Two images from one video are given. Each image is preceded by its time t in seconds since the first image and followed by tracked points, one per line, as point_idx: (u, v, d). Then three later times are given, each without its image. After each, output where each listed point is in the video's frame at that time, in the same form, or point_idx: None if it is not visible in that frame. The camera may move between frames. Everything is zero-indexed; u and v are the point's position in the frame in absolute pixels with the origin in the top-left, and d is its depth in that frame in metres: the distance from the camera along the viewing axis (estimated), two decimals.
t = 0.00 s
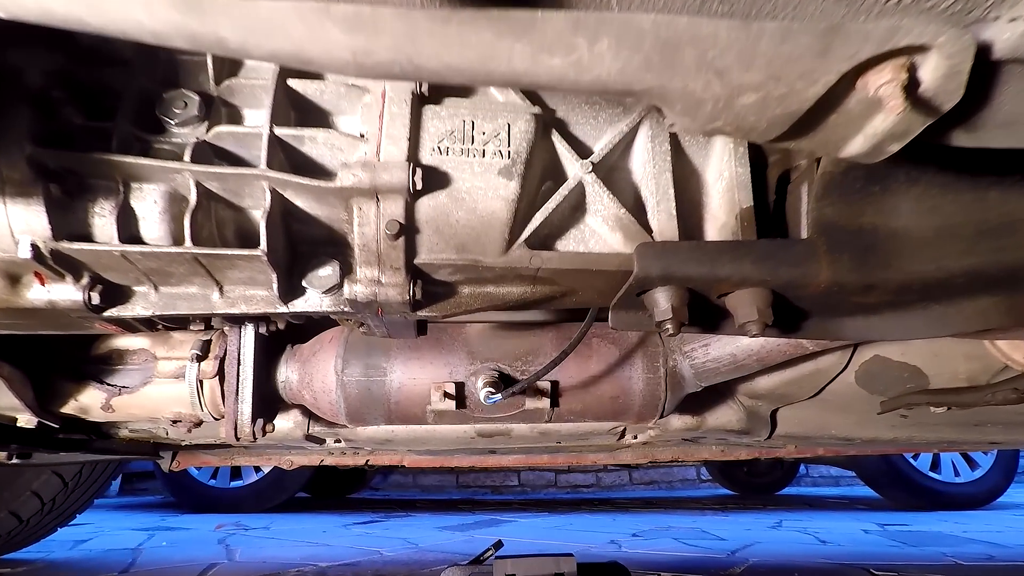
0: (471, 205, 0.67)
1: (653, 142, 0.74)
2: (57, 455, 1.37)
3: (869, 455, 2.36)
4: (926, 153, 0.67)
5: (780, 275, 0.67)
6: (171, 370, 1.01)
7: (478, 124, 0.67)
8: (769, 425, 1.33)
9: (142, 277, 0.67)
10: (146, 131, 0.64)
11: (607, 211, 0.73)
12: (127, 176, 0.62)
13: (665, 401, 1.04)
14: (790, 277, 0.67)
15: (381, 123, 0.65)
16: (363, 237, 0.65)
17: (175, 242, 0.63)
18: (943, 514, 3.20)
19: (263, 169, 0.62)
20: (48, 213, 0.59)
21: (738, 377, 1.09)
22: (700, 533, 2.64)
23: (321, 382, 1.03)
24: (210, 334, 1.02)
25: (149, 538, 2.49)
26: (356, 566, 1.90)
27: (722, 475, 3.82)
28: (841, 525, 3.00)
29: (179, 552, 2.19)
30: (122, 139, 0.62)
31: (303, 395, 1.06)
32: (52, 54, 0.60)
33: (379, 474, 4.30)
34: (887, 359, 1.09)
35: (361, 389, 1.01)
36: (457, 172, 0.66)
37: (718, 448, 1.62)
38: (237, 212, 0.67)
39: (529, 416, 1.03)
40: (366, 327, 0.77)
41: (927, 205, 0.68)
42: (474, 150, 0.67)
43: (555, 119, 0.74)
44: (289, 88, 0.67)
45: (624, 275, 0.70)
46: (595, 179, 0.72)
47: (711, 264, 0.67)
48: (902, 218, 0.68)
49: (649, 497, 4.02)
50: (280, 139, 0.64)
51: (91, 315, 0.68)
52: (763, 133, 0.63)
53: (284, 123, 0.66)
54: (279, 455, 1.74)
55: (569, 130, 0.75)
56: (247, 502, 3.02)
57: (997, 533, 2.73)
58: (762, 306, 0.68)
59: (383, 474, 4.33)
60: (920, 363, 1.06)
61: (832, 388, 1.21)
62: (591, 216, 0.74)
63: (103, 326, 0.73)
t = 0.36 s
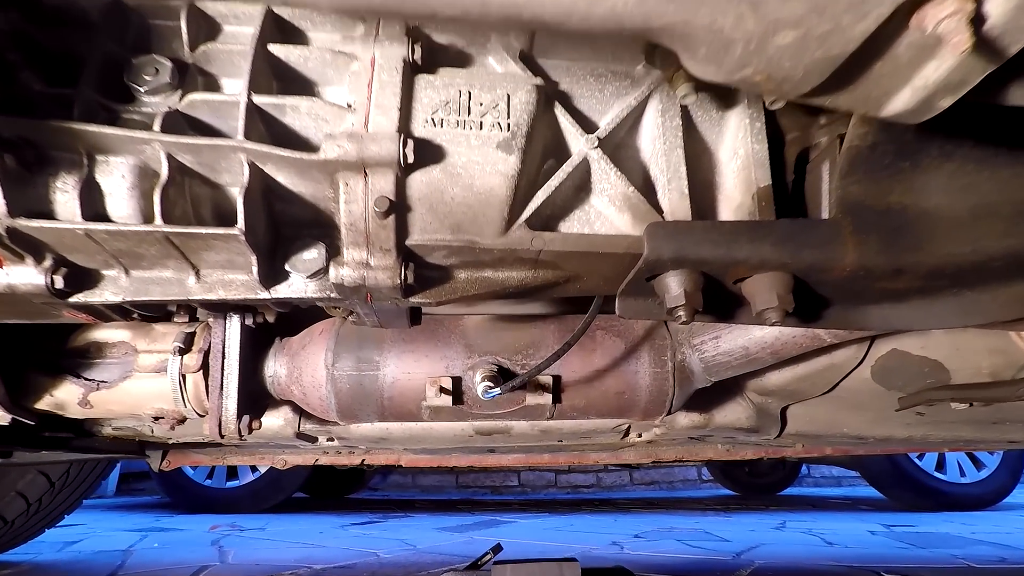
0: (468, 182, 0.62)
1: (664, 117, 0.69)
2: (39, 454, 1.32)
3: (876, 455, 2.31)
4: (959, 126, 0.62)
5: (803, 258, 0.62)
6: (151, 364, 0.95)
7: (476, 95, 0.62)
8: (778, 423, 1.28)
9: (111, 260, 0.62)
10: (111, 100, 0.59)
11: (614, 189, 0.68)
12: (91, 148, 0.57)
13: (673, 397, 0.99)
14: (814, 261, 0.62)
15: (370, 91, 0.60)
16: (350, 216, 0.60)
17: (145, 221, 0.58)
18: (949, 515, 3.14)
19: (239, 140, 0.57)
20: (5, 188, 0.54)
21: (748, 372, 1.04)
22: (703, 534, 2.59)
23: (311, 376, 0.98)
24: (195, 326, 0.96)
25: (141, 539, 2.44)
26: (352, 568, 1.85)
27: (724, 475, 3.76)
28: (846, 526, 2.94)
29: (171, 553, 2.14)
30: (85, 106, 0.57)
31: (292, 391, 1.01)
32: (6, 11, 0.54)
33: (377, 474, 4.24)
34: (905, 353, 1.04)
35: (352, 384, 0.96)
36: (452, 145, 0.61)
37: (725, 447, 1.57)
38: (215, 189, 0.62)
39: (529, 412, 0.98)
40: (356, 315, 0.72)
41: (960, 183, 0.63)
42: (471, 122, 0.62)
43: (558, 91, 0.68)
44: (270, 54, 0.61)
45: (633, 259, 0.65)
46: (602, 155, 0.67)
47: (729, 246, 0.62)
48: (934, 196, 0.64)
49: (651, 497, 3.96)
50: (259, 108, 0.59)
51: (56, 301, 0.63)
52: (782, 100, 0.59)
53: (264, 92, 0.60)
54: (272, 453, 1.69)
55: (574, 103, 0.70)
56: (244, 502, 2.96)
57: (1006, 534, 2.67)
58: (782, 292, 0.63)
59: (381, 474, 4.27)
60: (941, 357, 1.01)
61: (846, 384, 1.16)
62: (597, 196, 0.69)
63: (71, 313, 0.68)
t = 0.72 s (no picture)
0: (463, 155, 0.57)
1: (675, 89, 0.64)
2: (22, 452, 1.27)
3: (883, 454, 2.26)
4: (1001, 96, 0.57)
5: (831, 238, 0.57)
6: (131, 357, 0.90)
7: (472, 61, 0.58)
8: (788, 421, 1.23)
9: (75, 239, 0.57)
10: (73, 64, 0.54)
11: (623, 165, 0.63)
12: (49, 114, 0.52)
13: (681, 392, 0.93)
14: (841, 241, 0.57)
15: (357, 56, 0.55)
16: (335, 190, 0.55)
17: (111, 194, 0.53)
18: (954, 516, 3.06)
19: (211, 105, 0.52)
20: None
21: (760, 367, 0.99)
22: (706, 535, 2.54)
23: (300, 370, 0.93)
24: (178, 319, 0.92)
25: (134, 540, 2.39)
26: (348, 569, 1.80)
27: (725, 475, 3.71)
28: (852, 527, 2.89)
29: (162, 555, 2.09)
30: (42, 68, 0.52)
31: (280, 386, 0.96)
32: None
33: (377, 474, 4.19)
34: (926, 347, 0.99)
35: (343, 378, 0.91)
36: (446, 114, 0.57)
37: (732, 445, 1.53)
38: (189, 163, 0.57)
39: (530, 409, 0.93)
40: (345, 301, 0.67)
41: (999, 157, 0.58)
42: (467, 90, 0.57)
43: (562, 61, 0.64)
44: (249, 16, 0.57)
45: (643, 240, 0.60)
46: (609, 128, 0.62)
47: (748, 224, 0.57)
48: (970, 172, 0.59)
49: (652, 497, 3.91)
50: (236, 74, 0.54)
51: (17, 284, 0.58)
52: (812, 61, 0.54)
53: (242, 55, 0.56)
54: (266, 452, 1.65)
55: (579, 74, 0.65)
56: (239, 503, 2.90)
57: (1014, 535, 2.61)
58: (805, 276, 0.58)
59: (380, 474, 4.22)
60: (964, 351, 0.96)
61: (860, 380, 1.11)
62: (602, 174, 0.64)
63: (36, 299, 0.63)
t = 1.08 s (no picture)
0: (459, 126, 0.53)
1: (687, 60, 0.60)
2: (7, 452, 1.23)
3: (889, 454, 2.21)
4: None
5: (857, 218, 0.53)
6: (111, 351, 0.86)
7: (468, 26, 0.53)
8: (798, 419, 1.19)
9: (38, 219, 0.53)
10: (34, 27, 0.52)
11: (630, 140, 0.58)
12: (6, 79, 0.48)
13: (690, 388, 0.89)
14: (867, 221, 0.53)
15: (343, 19, 0.51)
16: (319, 164, 0.51)
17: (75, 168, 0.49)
18: (960, 517, 2.98)
19: (180, 72, 0.48)
20: None
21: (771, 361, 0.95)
22: (709, 536, 2.49)
23: (289, 364, 0.88)
24: (161, 311, 0.88)
25: (127, 541, 2.35)
26: (344, 572, 1.76)
27: (727, 475, 3.67)
28: (856, 527, 2.84)
29: (155, 556, 2.05)
30: None
31: (268, 381, 0.92)
32: None
33: (377, 474, 4.15)
34: (944, 341, 0.95)
35: (334, 373, 0.87)
36: (440, 83, 0.52)
37: (738, 444, 1.49)
38: (162, 137, 0.53)
39: (530, 405, 0.89)
40: (334, 288, 0.63)
41: None
42: (463, 56, 0.53)
43: (565, 30, 0.59)
44: None
45: (653, 221, 0.56)
46: (616, 100, 0.58)
47: (766, 202, 0.52)
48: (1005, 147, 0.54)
49: (654, 497, 3.87)
50: (210, 36, 0.51)
51: None
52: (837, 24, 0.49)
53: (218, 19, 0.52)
54: (259, 451, 1.61)
55: (583, 44, 0.60)
56: (236, 504, 2.86)
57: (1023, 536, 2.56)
58: (828, 258, 0.53)
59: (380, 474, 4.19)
60: (984, 345, 0.93)
61: (874, 376, 1.07)
62: (608, 152, 0.59)
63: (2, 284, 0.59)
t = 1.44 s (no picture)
0: (453, 89, 0.48)
1: (702, 24, 0.55)
2: None
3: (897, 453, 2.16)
4: None
5: (891, 193, 0.48)
6: (88, 343, 0.82)
7: None
8: (810, 417, 1.14)
9: None
10: None
11: (641, 110, 0.54)
12: None
13: (700, 383, 0.84)
14: (902, 196, 0.48)
15: None
16: (299, 131, 0.46)
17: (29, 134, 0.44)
18: (967, 518, 2.88)
19: (142, 27, 0.44)
20: None
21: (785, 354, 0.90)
22: (713, 537, 2.45)
23: (276, 357, 0.84)
24: (141, 301, 0.83)
25: (119, 542, 2.31)
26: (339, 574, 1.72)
27: (729, 475, 3.62)
28: (862, 529, 2.79)
29: (146, 558, 2.01)
30: None
31: (255, 376, 0.87)
32: None
33: (376, 475, 4.11)
34: (967, 333, 0.91)
35: (324, 367, 0.82)
36: (433, 42, 0.48)
37: (746, 443, 1.44)
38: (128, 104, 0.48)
39: (531, 401, 0.84)
40: (319, 272, 0.58)
41: None
42: (458, 14, 0.49)
43: None
44: None
45: (665, 198, 0.51)
46: (625, 66, 0.53)
47: (792, 174, 0.48)
48: None
49: (656, 497, 3.82)
50: None
51: None
52: None
53: None
54: (253, 450, 1.56)
55: (590, 7, 0.56)
56: (232, 504, 2.79)
57: None
58: (858, 238, 0.49)
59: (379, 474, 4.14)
60: (1010, 337, 0.88)
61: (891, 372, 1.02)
62: (616, 124, 0.55)
63: None
